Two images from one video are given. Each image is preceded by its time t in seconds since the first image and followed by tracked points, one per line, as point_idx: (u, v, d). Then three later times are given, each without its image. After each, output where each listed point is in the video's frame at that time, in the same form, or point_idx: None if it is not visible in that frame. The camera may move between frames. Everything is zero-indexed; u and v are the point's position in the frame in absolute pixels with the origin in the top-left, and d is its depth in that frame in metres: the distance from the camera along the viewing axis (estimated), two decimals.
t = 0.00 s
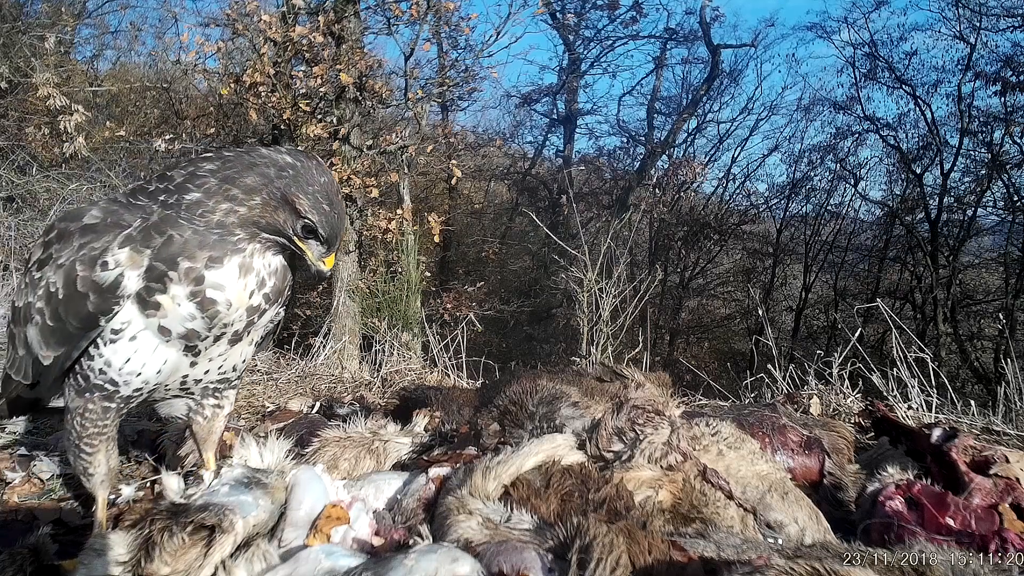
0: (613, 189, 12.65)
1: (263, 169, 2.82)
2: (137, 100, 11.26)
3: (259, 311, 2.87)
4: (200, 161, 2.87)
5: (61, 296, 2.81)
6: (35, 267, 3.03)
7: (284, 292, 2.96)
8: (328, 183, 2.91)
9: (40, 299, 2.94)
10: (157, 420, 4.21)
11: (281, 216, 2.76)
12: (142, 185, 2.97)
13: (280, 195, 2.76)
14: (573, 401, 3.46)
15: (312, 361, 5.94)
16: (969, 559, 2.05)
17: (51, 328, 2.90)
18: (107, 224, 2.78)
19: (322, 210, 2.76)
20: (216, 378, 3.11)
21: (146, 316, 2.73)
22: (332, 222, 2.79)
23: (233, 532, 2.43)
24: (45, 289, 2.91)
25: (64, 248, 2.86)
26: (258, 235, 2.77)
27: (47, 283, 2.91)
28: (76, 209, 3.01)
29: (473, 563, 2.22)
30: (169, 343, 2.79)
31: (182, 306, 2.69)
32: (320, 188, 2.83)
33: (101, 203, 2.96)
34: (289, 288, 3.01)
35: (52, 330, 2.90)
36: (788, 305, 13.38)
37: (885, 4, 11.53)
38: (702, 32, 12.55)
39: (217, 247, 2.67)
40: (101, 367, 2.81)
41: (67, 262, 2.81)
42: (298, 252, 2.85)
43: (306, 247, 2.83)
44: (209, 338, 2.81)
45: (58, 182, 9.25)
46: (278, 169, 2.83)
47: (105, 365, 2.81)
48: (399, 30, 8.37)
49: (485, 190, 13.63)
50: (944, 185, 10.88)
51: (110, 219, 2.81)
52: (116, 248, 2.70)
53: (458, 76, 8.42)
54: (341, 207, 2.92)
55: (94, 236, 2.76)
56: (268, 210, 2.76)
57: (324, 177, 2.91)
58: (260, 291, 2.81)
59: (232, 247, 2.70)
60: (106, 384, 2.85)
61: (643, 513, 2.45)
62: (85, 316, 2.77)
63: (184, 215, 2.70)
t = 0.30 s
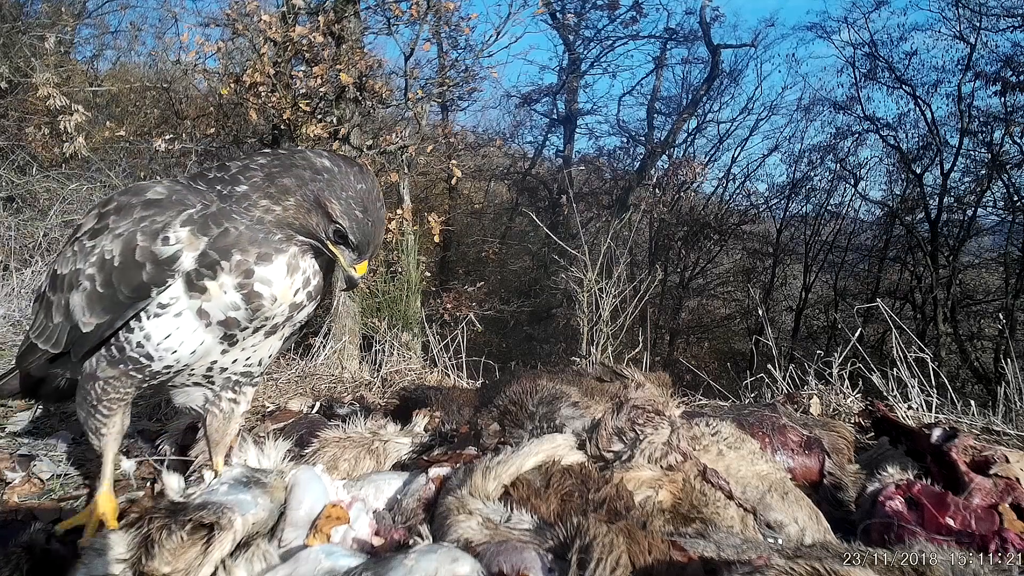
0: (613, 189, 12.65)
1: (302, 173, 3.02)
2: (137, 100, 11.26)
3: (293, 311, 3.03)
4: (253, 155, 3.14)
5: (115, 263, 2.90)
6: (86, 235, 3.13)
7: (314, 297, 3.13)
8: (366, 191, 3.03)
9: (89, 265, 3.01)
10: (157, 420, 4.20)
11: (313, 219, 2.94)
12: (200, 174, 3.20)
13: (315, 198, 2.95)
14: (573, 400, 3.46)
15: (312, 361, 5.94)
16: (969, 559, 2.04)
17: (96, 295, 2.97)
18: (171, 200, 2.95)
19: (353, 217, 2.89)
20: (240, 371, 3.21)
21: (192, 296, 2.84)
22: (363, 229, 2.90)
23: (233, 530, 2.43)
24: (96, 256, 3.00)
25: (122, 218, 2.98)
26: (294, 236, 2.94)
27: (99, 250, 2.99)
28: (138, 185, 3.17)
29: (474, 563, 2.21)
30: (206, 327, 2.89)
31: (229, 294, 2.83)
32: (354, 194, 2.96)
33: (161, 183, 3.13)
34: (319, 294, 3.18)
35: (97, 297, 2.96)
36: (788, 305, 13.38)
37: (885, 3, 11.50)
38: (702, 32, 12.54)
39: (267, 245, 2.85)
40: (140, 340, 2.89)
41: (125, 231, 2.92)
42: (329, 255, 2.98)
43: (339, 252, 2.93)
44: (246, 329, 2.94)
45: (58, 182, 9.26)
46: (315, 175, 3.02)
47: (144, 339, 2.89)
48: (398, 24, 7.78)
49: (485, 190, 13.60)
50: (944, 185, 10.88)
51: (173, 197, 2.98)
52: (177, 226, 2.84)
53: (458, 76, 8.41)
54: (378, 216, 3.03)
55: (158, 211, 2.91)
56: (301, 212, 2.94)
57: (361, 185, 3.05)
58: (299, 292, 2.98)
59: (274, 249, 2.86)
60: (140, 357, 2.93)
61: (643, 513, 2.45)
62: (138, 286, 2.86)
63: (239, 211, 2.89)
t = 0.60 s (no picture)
0: (613, 189, 12.65)
1: (311, 189, 3.08)
2: (137, 100, 11.26)
3: (301, 319, 3.06)
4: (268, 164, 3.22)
5: (126, 262, 2.97)
6: (94, 232, 3.19)
7: (324, 305, 3.16)
8: (374, 208, 3.12)
9: (99, 264, 3.07)
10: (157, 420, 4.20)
11: (321, 235, 2.97)
12: (212, 173, 3.27)
13: (323, 215, 3.00)
14: (573, 400, 3.46)
15: (312, 361, 5.94)
16: (969, 559, 2.04)
17: (106, 294, 3.03)
18: (184, 199, 3.03)
19: (360, 234, 2.93)
20: (249, 368, 3.29)
21: (201, 299, 2.89)
22: (370, 247, 2.94)
23: (234, 537, 2.45)
24: (106, 254, 3.06)
25: (133, 216, 3.05)
26: (303, 252, 2.94)
27: (109, 248, 3.06)
28: (149, 182, 3.24)
29: (473, 563, 2.22)
30: (213, 331, 2.94)
31: (235, 303, 2.87)
32: (363, 211, 3.03)
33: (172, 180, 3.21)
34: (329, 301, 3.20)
35: (107, 296, 3.03)
36: (788, 305, 13.38)
37: (885, 4, 11.48)
38: (702, 32, 12.54)
39: (278, 259, 2.87)
40: (152, 341, 2.96)
41: (137, 230, 2.99)
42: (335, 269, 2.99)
43: (346, 268, 2.97)
44: (253, 334, 3.00)
45: (58, 182, 9.26)
46: (323, 192, 3.07)
47: (156, 339, 2.95)
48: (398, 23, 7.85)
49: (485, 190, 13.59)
50: (945, 185, 10.87)
51: (185, 195, 3.06)
52: (190, 228, 2.89)
53: (458, 76, 8.41)
54: (387, 231, 3.11)
55: (170, 209, 2.99)
56: (309, 228, 2.96)
57: (368, 203, 3.10)
58: (308, 305, 3.00)
59: (286, 265, 2.88)
60: (153, 359, 2.99)
61: (643, 513, 2.45)
62: (150, 286, 2.91)
63: (252, 221, 2.93)
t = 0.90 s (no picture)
0: (613, 189, 12.65)
1: (336, 179, 3.05)
2: (137, 100, 11.26)
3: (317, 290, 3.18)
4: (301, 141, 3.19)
5: (140, 252, 2.98)
6: (94, 217, 3.14)
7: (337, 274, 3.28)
8: (400, 203, 3.08)
9: (108, 254, 3.06)
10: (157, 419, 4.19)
11: (343, 231, 3.02)
12: (216, 144, 3.22)
13: (346, 209, 3.00)
14: (573, 400, 3.46)
15: (313, 361, 5.95)
16: (969, 559, 2.04)
17: (122, 285, 3.05)
18: (190, 177, 3.01)
19: (383, 232, 2.94)
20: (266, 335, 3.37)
21: (223, 282, 2.96)
22: (393, 245, 2.97)
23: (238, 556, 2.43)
24: (115, 244, 3.04)
25: (138, 202, 3.03)
26: (326, 244, 3.04)
27: (116, 237, 3.04)
28: (144, 159, 3.18)
29: (473, 563, 2.22)
30: (236, 312, 3.02)
31: (256, 284, 2.95)
32: (386, 208, 3.01)
33: (169, 155, 3.16)
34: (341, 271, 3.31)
35: (123, 287, 3.05)
36: (788, 305, 13.38)
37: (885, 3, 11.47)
38: (702, 32, 12.53)
39: (301, 242, 2.95)
40: (177, 327, 3.01)
41: (147, 216, 2.99)
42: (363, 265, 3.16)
43: (370, 263, 3.10)
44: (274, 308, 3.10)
45: (58, 182, 9.26)
46: (348, 184, 3.04)
47: (182, 325, 3.00)
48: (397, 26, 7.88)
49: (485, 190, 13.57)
50: (945, 185, 10.87)
51: (190, 173, 3.04)
52: (204, 209, 2.90)
53: (458, 76, 8.41)
54: (409, 225, 3.09)
55: (178, 190, 2.98)
56: (333, 222, 3.01)
57: (393, 197, 3.07)
58: (324, 278, 3.12)
59: (310, 250, 2.98)
60: (182, 346, 3.03)
61: (643, 513, 2.45)
62: (170, 275, 2.95)
63: (276, 196, 2.94)
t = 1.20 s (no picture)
0: (613, 190, 12.65)
1: (334, 180, 3.06)
2: (137, 100, 11.26)
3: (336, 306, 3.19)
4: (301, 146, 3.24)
5: (182, 253, 2.96)
6: (132, 215, 3.07)
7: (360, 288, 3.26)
8: (402, 203, 3.08)
9: (147, 253, 3.01)
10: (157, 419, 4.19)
11: (345, 231, 3.01)
12: (249, 153, 3.25)
13: (347, 210, 3.00)
14: (573, 400, 3.46)
15: (312, 361, 5.94)
16: (969, 559, 2.04)
17: (159, 285, 3.01)
18: (238, 185, 3.02)
19: (385, 232, 2.95)
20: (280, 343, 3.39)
21: (245, 295, 3.00)
22: (395, 245, 2.97)
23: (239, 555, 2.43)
24: (155, 242, 3.00)
25: (182, 204, 3.00)
26: (332, 250, 3.00)
27: (157, 236, 3.00)
28: (190, 164, 3.17)
29: (474, 563, 2.22)
30: (256, 322, 3.06)
31: (275, 301, 2.99)
32: (388, 208, 3.01)
33: (215, 163, 3.16)
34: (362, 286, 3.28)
35: (160, 287, 3.01)
36: (788, 305, 13.39)
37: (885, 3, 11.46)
38: (702, 32, 12.53)
39: (313, 259, 2.94)
40: (201, 330, 3.02)
41: (191, 219, 2.97)
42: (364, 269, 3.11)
43: (372, 264, 3.05)
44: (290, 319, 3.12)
45: (58, 182, 9.27)
46: (347, 184, 3.04)
47: (206, 328, 3.02)
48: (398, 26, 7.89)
49: (485, 190, 13.57)
50: (945, 185, 10.87)
51: (237, 180, 3.04)
52: (243, 221, 2.91)
53: (458, 76, 8.41)
54: (411, 225, 3.09)
55: (224, 197, 2.98)
56: (334, 225, 3.00)
57: (395, 195, 3.08)
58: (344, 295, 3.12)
59: (319, 264, 2.95)
60: (200, 348, 3.04)
61: (643, 513, 2.45)
62: (209, 277, 2.94)
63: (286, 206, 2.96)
